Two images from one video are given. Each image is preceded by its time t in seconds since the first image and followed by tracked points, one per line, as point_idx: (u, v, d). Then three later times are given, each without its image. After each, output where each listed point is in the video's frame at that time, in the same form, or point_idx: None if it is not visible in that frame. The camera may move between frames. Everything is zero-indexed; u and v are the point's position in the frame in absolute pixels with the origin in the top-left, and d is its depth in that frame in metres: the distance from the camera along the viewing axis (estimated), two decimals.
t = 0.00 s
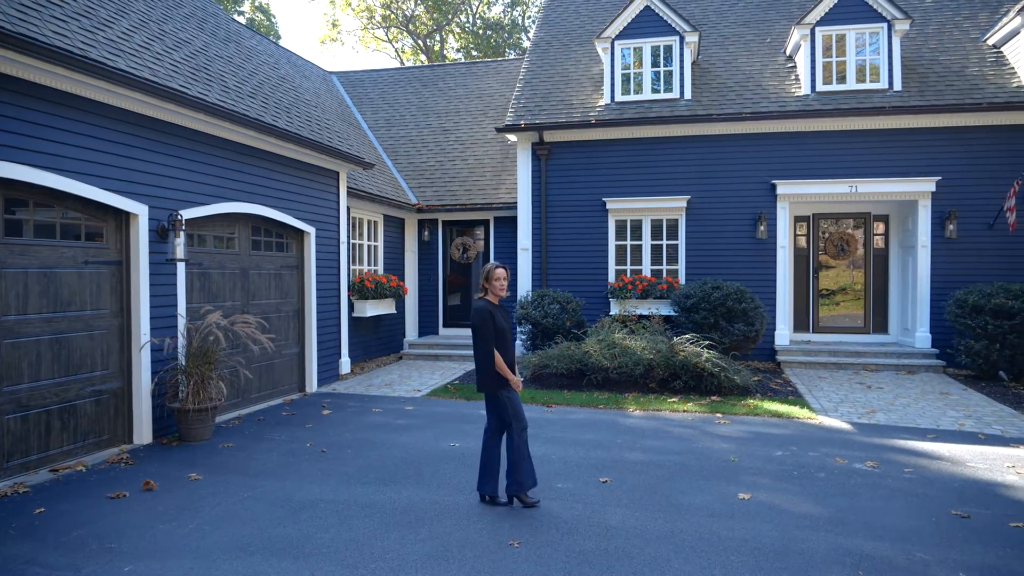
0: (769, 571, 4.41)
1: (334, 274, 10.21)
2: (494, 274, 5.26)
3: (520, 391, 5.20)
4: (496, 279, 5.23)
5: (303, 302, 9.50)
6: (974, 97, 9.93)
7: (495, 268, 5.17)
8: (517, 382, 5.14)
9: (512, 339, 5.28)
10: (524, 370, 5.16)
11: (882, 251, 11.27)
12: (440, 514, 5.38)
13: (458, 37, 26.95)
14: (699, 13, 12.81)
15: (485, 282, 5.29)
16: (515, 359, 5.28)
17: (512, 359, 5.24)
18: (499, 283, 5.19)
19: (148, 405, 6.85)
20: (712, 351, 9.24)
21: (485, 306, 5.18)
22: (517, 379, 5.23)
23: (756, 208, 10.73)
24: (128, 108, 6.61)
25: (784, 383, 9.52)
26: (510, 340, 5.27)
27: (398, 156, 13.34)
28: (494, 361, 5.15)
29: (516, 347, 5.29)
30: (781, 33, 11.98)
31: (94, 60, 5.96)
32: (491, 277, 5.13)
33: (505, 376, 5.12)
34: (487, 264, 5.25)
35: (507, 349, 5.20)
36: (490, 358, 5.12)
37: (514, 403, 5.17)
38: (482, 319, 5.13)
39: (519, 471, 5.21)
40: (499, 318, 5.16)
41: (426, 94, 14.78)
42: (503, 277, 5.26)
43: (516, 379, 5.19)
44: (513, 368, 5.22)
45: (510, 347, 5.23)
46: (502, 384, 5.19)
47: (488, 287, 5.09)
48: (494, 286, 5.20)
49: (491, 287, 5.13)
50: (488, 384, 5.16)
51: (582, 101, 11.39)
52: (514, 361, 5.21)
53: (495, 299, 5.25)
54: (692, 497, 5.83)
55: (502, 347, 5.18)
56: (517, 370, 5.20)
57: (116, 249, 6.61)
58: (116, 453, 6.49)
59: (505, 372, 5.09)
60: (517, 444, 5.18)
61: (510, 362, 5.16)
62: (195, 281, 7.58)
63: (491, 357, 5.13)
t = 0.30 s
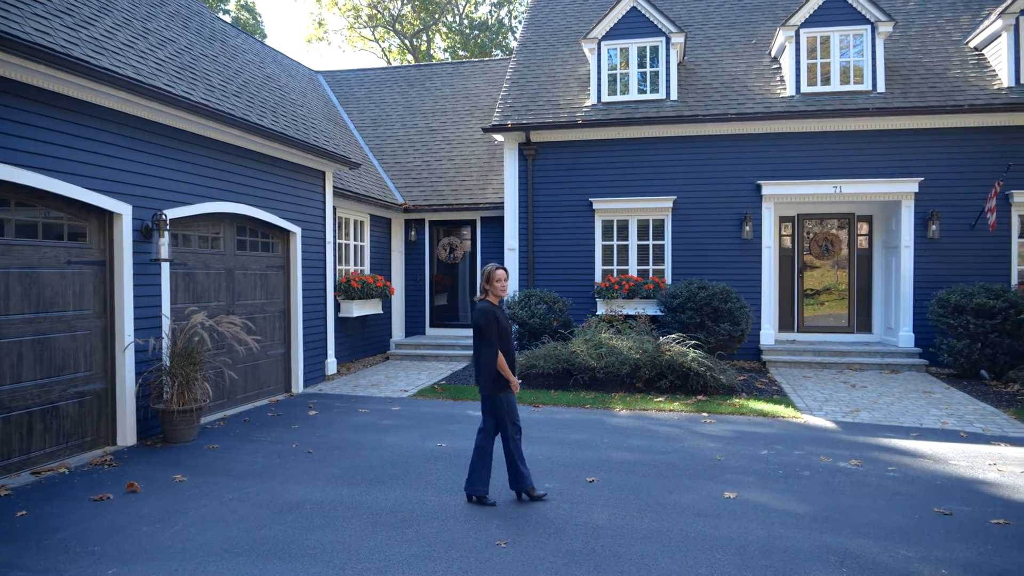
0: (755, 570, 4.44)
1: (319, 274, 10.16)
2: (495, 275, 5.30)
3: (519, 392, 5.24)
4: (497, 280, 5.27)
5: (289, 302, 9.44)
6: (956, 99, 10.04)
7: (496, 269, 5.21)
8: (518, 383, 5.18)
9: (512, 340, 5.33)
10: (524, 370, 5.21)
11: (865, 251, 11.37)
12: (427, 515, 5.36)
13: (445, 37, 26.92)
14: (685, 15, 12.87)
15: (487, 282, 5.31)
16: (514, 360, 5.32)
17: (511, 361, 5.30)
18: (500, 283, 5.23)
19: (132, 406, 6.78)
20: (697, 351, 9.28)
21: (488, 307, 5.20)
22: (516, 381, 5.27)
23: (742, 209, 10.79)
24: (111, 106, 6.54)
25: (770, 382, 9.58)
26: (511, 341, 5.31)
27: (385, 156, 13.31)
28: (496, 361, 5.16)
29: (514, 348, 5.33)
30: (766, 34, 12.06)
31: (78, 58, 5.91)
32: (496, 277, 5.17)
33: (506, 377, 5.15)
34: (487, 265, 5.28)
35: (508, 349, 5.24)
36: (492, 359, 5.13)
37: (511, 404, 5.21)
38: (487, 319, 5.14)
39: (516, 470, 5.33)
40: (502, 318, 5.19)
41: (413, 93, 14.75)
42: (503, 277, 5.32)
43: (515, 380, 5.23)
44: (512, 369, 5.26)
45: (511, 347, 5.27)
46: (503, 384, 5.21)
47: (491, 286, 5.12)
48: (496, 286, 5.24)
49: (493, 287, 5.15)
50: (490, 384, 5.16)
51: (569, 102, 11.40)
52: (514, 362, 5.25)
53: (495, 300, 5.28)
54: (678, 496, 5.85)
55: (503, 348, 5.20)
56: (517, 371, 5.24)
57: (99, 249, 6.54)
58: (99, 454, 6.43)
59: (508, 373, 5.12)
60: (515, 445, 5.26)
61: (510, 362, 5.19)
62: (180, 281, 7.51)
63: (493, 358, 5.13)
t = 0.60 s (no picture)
0: (739, 568, 4.47)
1: (304, 275, 10.12)
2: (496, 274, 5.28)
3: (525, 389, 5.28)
4: (498, 280, 5.26)
5: (273, 303, 9.39)
6: (937, 101, 10.15)
7: (497, 269, 5.20)
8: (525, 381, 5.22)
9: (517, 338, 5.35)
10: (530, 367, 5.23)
11: (848, 251, 11.46)
12: (412, 515, 5.35)
13: (431, 37, 26.89)
14: (671, 16, 12.93)
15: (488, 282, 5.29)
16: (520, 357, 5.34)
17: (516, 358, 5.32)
18: (502, 283, 5.23)
19: (115, 407, 6.72)
20: (682, 351, 9.33)
21: (492, 307, 5.19)
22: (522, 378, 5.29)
23: (726, 209, 10.85)
24: (93, 105, 6.47)
25: (754, 381, 9.64)
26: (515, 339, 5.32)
27: (370, 155, 13.27)
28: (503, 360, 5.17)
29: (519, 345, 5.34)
30: (750, 36, 12.13)
31: (59, 55, 5.84)
32: (498, 277, 5.15)
33: (513, 376, 5.18)
34: (487, 265, 5.26)
35: (513, 347, 5.25)
36: (498, 359, 5.14)
37: (515, 402, 5.26)
38: (491, 319, 5.13)
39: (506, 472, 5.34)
40: (505, 317, 5.19)
41: (398, 93, 14.71)
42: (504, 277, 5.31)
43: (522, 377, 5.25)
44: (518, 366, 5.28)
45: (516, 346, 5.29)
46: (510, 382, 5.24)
47: (492, 287, 5.12)
48: (498, 286, 5.23)
49: (495, 287, 5.15)
50: (496, 384, 5.18)
51: (554, 102, 11.42)
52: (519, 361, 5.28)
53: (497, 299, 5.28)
54: (663, 495, 5.87)
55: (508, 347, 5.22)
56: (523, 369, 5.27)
57: (81, 249, 6.48)
58: (80, 457, 6.36)
59: (515, 372, 5.14)
60: (513, 447, 5.29)
61: (516, 360, 5.21)
62: (163, 281, 7.45)
63: (499, 357, 5.14)
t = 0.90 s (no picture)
0: (722, 567, 4.49)
1: (288, 275, 10.05)
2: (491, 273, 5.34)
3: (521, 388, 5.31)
4: (493, 279, 5.30)
5: (256, 303, 9.32)
6: (917, 103, 10.27)
7: (492, 268, 5.28)
8: (519, 380, 5.26)
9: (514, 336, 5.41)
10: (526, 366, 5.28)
11: (830, 251, 11.56)
12: (396, 516, 5.33)
13: (415, 36, 26.84)
14: (654, 17, 12.99)
15: (483, 280, 5.35)
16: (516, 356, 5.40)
17: (513, 357, 5.36)
18: (499, 282, 5.29)
19: (95, 409, 6.64)
20: (666, 350, 9.37)
21: (485, 306, 5.25)
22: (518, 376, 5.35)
23: (709, 210, 10.91)
24: (73, 104, 6.40)
25: (737, 380, 9.70)
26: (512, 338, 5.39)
27: (355, 155, 13.21)
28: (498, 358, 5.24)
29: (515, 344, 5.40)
30: (733, 37, 12.21)
31: (39, 53, 5.77)
32: (492, 276, 5.22)
33: (507, 375, 5.23)
34: (483, 265, 5.34)
35: (510, 345, 5.31)
36: (491, 357, 5.21)
37: (510, 401, 5.31)
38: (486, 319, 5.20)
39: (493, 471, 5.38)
40: (500, 316, 5.25)
41: (382, 92, 14.67)
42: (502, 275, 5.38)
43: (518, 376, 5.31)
44: (514, 365, 5.32)
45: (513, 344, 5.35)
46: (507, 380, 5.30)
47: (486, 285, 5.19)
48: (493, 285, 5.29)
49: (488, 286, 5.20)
50: (491, 382, 5.25)
51: (539, 102, 11.43)
52: (515, 359, 5.32)
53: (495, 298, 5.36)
54: (647, 494, 5.90)
55: (503, 345, 5.27)
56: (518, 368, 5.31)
57: (60, 249, 6.40)
58: (60, 459, 6.28)
59: (508, 370, 5.19)
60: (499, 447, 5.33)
61: (512, 358, 5.27)
62: (144, 281, 7.37)
63: (492, 356, 5.21)
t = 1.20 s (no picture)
0: (704, 565, 4.51)
1: (270, 275, 9.98)
2: (484, 274, 5.44)
3: (506, 388, 5.28)
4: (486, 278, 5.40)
5: (238, 303, 9.24)
6: (896, 105, 10.39)
7: (486, 267, 5.38)
8: (502, 380, 5.24)
9: (505, 337, 5.42)
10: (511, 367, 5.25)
11: (811, 251, 11.66)
12: (379, 517, 5.31)
13: (398, 36, 26.78)
14: (638, 18, 13.04)
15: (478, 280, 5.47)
16: (506, 357, 5.39)
17: (500, 358, 5.36)
18: (491, 281, 5.36)
19: (73, 411, 6.55)
20: (649, 350, 9.41)
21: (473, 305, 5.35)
22: (505, 377, 5.33)
23: (692, 210, 10.97)
24: (52, 102, 6.32)
25: (719, 380, 9.76)
26: (502, 338, 5.40)
27: (337, 154, 13.15)
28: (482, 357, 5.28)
29: (505, 345, 5.40)
30: (716, 38, 12.29)
31: (16, 50, 5.69)
32: (483, 275, 5.30)
33: (490, 374, 5.24)
34: (479, 264, 5.47)
35: (497, 345, 5.33)
36: (475, 356, 5.26)
37: (494, 401, 5.29)
38: (471, 317, 5.30)
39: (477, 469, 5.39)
40: (487, 316, 5.31)
41: (366, 92, 14.61)
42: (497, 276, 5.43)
43: (503, 376, 5.29)
44: (500, 365, 5.32)
45: (501, 344, 5.36)
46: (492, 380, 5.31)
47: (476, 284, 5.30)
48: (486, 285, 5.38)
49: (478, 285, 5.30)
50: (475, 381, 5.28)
51: (522, 102, 11.44)
52: (500, 359, 5.33)
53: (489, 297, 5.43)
54: (630, 493, 5.92)
55: (489, 345, 5.30)
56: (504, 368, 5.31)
57: (37, 249, 6.31)
58: (37, 462, 6.20)
59: (490, 369, 5.20)
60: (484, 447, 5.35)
61: (496, 359, 5.27)
62: (123, 282, 7.29)
63: (476, 355, 5.26)
